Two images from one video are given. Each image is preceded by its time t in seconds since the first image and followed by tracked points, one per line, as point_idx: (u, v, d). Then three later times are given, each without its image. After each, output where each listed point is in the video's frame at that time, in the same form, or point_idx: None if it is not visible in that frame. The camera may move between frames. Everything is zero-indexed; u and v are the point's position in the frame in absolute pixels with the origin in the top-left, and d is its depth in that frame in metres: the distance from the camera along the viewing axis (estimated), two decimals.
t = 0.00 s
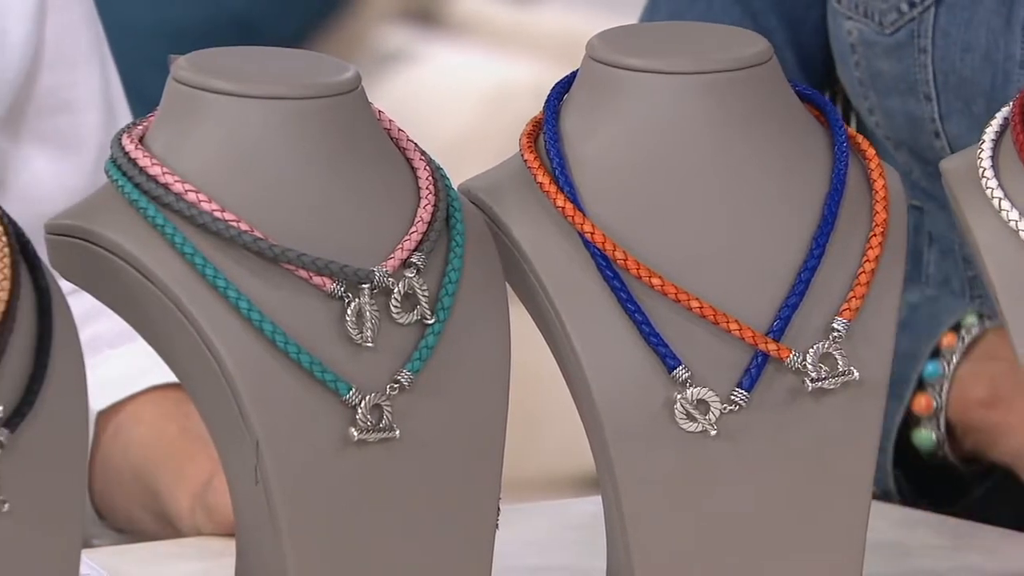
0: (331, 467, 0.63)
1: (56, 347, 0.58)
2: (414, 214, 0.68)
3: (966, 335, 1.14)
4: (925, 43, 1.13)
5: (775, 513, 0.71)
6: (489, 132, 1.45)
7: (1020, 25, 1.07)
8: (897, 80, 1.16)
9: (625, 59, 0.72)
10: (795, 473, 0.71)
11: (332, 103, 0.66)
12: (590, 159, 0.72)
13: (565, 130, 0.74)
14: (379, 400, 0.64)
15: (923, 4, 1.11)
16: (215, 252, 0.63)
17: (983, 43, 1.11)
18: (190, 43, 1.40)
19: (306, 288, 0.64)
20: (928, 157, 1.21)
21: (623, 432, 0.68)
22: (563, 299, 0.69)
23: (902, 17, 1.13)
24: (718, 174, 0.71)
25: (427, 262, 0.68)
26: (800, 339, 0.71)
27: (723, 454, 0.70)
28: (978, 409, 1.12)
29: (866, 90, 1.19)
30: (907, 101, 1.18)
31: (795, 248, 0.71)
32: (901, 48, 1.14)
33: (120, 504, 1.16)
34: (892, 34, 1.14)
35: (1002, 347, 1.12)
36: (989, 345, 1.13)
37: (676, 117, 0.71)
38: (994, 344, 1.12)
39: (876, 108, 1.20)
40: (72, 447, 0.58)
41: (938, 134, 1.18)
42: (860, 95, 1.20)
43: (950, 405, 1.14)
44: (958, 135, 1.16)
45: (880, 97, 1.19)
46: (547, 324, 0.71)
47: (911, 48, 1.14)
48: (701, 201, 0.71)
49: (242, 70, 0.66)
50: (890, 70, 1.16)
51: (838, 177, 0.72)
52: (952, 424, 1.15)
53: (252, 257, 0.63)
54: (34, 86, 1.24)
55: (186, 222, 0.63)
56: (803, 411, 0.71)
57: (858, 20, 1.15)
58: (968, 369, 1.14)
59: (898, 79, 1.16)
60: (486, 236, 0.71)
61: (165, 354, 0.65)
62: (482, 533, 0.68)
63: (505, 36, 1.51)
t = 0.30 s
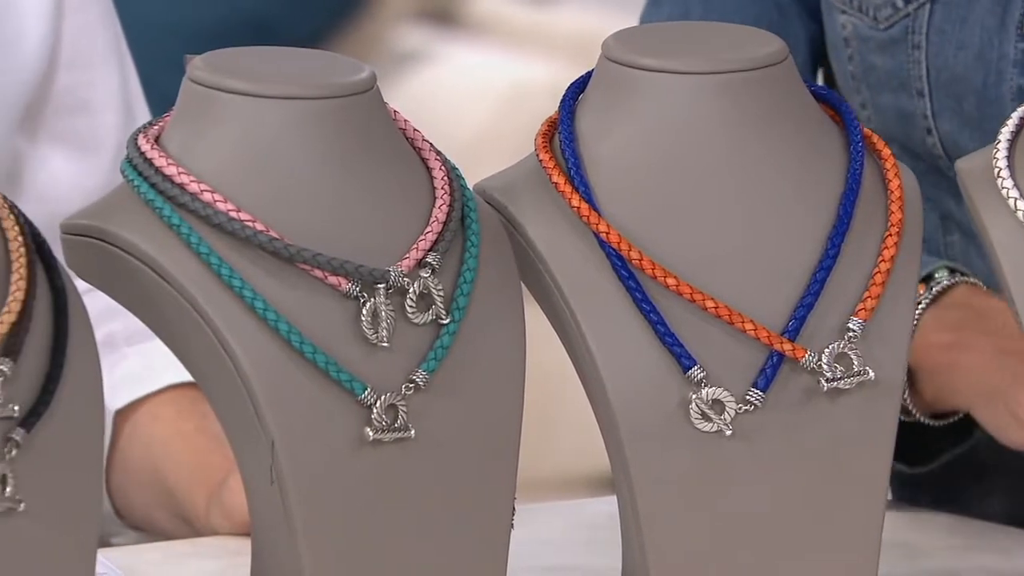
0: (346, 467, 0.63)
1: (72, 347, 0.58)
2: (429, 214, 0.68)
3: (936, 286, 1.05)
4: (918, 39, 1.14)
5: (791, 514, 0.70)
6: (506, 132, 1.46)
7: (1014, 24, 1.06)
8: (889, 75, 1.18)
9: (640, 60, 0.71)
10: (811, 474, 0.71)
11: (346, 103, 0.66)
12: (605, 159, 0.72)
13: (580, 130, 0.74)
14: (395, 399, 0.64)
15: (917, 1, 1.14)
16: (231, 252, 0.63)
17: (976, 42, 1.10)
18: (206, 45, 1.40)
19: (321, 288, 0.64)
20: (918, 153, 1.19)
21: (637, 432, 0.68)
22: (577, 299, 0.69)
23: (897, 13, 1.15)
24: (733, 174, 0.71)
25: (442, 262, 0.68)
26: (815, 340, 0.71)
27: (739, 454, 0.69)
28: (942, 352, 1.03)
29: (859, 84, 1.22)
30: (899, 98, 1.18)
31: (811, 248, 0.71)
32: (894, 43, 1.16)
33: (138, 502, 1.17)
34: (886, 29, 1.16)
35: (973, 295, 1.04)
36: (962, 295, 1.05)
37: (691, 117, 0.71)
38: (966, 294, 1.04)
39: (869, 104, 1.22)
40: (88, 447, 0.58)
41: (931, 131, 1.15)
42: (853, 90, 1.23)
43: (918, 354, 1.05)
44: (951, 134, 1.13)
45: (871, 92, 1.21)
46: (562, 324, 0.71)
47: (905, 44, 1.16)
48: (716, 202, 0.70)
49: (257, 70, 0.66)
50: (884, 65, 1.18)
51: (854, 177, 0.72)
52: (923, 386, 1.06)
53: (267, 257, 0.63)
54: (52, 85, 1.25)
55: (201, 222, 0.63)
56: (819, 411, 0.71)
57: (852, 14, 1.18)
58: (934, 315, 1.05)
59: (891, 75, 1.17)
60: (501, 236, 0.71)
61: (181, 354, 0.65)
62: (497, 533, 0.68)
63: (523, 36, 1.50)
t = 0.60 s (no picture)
0: (361, 467, 0.63)
1: (87, 346, 0.58)
2: (444, 214, 0.68)
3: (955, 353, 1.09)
4: (919, 50, 1.21)
5: (807, 514, 0.70)
6: (523, 131, 1.46)
7: (1012, 35, 1.11)
8: (890, 85, 1.26)
9: (655, 59, 0.71)
10: (827, 474, 0.70)
11: (360, 104, 0.66)
12: (620, 158, 0.72)
13: (595, 129, 0.74)
14: (410, 399, 0.64)
15: (918, 12, 1.20)
16: (246, 252, 0.63)
17: (975, 51, 1.16)
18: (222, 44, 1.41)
19: (336, 288, 0.64)
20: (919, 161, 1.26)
21: (653, 432, 0.68)
22: (593, 299, 0.69)
23: (898, 23, 1.22)
24: (748, 173, 0.71)
25: (457, 262, 0.68)
26: (830, 339, 0.70)
27: (754, 454, 0.69)
28: (948, 420, 1.06)
29: (863, 92, 1.30)
30: (901, 107, 1.26)
31: (827, 247, 0.71)
32: (894, 53, 1.24)
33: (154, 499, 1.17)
34: (887, 40, 1.24)
35: (988, 371, 1.08)
36: (975, 366, 1.09)
37: (706, 117, 0.71)
38: (980, 367, 1.09)
39: (873, 111, 1.30)
40: (103, 446, 0.58)
41: (929, 140, 1.22)
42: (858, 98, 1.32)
43: (925, 416, 1.08)
44: (947, 143, 1.20)
45: (875, 101, 1.29)
46: (577, 324, 0.70)
47: (906, 54, 1.23)
48: (731, 201, 0.70)
49: (273, 70, 0.66)
50: (884, 74, 1.26)
51: (868, 177, 0.72)
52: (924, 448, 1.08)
53: (282, 257, 0.63)
54: (63, 84, 1.26)
55: (217, 222, 0.63)
56: (835, 411, 0.70)
57: (854, 24, 1.26)
58: (945, 383, 1.08)
59: (892, 85, 1.25)
60: (516, 236, 0.71)
61: (196, 353, 0.65)
62: (512, 533, 0.68)
63: (541, 37, 1.50)
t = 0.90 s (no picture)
0: (377, 467, 0.63)
1: (104, 346, 0.59)
2: (460, 214, 0.68)
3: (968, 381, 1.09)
4: (924, 79, 1.22)
5: (823, 514, 0.70)
6: (542, 130, 1.44)
7: (1015, 66, 1.12)
8: (895, 113, 1.26)
9: (671, 59, 0.71)
10: (842, 474, 0.70)
11: (375, 104, 0.66)
12: (635, 158, 0.72)
13: (611, 129, 0.74)
14: (425, 399, 0.64)
15: (923, 42, 1.21)
16: (262, 252, 0.63)
17: (977, 82, 1.17)
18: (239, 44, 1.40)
19: (352, 288, 0.64)
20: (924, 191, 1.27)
21: (668, 432, 0.68)
22: (608, 299, 0.69)
23: (904, 51, 1.23)
24: (764, 173, 0.70)
25: (472, 262, 0.68)
26: (846, 339, 0.70)
27: (770, 454, 0.69)
28: (962, 454, 1.05)
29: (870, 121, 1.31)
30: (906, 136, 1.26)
31: (843, 247, 0.71)
32: (900, 81, 1.24)
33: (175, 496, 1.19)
34: (892, 68, 1.25)
35: (999, 402, 1.09)
36: (985, 397, 1.09)
37: (722, 117, 0.71)
38: (992, 397, 1.09)
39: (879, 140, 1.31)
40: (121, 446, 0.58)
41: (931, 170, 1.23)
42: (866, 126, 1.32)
43: (938, 452, 1.07)
44: (951, 174, 1.21)
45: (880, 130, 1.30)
46: (592, 324, 0.70)
47: (911, 82, 1.23)
48: (746, 201, 0.70)
49: (290, 71, 0.66)
50: (889, 102, 1.27)
51: (884, 177, 0.72)
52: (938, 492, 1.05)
53: (298, 257, 0.64)
54: (76, 79, 1.26)
55: (233, 222, 0.64)
56: (850, 412, 0.70)
57: (859, 51, 1.27)
58: (955, 418, 1.08)
59: (898, 115, 1.25)
60: (532, 236, 0.71)
61: (212, 353, 0.66)
62: (527, 533, 0.68)
63: (559, 35, 1.51)
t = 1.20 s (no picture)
0: (390, 467, 0.64)
1: (118, 346, 0.59)
2: (474, 214, 0.68)
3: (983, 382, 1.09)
4: (938, 88, 1.21)
5: (837, 515, 0.70)
6: (555, 128, 1.45)
7: None
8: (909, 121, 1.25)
9: (684, 59, 0.71)
10: (856, 474, 0.70)
11: (389, 104, 0.66)
12: (649, 158, 0.72)
13: (624, 129, 0.74)
14: (439, 399, 0.64)
15: (939, 50, 1.20)
16: (276, 252, 0.64)
17: (990, 91, 1.16)
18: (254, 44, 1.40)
19: (365, 288, 0.64)
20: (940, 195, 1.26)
21: (682, 432, 0.68)
22: (621, 299, 0.69)
23: (920, 60, 1.22)
24: (778, 173, 0.70)
25: (486, 262, 0.68)
26: (859, 339, 0.70)
27: (784, 454, 0.69)
28: (972, 461, 1.05)
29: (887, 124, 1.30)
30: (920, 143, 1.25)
31: (857, 247, 0.71)
32: (916, 90, 1.23)
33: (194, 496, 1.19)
34: (908, 77, 1.24)
35: (1010, 406, 1.09)
36: (995, 402, 1.10)
37: (736, 117, 0.71)
38: (1002, 402, 1.09)
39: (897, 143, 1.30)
40: (135, 446, 0.58)
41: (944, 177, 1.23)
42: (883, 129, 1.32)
43: (949, 459, 1.07)
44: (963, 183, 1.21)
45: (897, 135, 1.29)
46: (606, 325, 0.70)
47: (926, 91, 1.22)
48: (760, 201, 0.70)
49: (304, 71, 0.67)
50: (903, 109, 1.25)
51: (898, 178, 0.72)
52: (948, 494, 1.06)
53: (312, 257, 0.64)
54: (84, 77, 1.27)
55: (247, 222, 0.64)
56: (864, 412, 0.70)
57: (875, 59, 1.26)
58: (965, 424, 1.08)
59: (914, 121, 1.24)
60: (546, 236, 0.71)
61: (226, 353, 0.66)
62: (540, 532, 0.68)
63: (575, 36, 1.49)
